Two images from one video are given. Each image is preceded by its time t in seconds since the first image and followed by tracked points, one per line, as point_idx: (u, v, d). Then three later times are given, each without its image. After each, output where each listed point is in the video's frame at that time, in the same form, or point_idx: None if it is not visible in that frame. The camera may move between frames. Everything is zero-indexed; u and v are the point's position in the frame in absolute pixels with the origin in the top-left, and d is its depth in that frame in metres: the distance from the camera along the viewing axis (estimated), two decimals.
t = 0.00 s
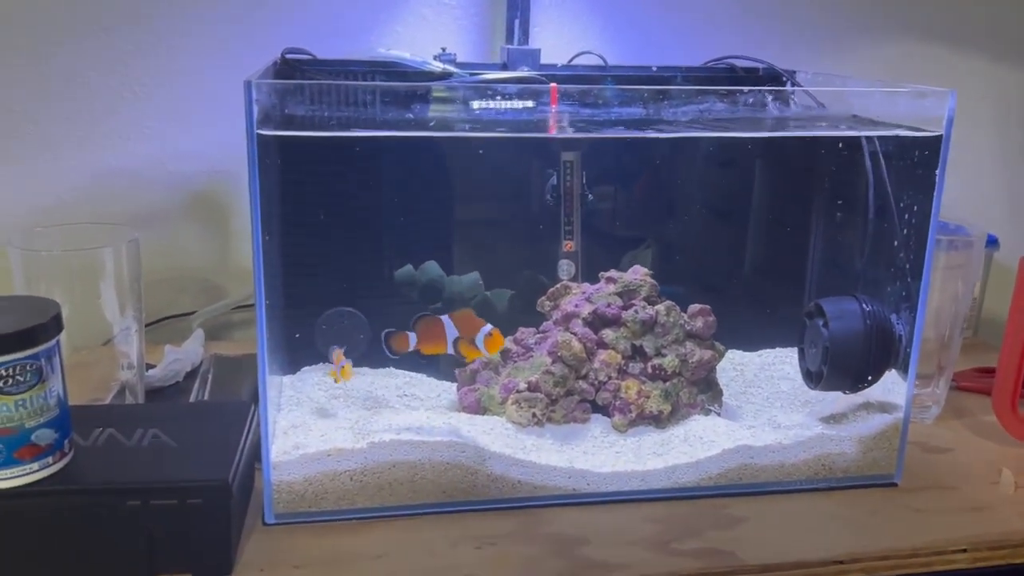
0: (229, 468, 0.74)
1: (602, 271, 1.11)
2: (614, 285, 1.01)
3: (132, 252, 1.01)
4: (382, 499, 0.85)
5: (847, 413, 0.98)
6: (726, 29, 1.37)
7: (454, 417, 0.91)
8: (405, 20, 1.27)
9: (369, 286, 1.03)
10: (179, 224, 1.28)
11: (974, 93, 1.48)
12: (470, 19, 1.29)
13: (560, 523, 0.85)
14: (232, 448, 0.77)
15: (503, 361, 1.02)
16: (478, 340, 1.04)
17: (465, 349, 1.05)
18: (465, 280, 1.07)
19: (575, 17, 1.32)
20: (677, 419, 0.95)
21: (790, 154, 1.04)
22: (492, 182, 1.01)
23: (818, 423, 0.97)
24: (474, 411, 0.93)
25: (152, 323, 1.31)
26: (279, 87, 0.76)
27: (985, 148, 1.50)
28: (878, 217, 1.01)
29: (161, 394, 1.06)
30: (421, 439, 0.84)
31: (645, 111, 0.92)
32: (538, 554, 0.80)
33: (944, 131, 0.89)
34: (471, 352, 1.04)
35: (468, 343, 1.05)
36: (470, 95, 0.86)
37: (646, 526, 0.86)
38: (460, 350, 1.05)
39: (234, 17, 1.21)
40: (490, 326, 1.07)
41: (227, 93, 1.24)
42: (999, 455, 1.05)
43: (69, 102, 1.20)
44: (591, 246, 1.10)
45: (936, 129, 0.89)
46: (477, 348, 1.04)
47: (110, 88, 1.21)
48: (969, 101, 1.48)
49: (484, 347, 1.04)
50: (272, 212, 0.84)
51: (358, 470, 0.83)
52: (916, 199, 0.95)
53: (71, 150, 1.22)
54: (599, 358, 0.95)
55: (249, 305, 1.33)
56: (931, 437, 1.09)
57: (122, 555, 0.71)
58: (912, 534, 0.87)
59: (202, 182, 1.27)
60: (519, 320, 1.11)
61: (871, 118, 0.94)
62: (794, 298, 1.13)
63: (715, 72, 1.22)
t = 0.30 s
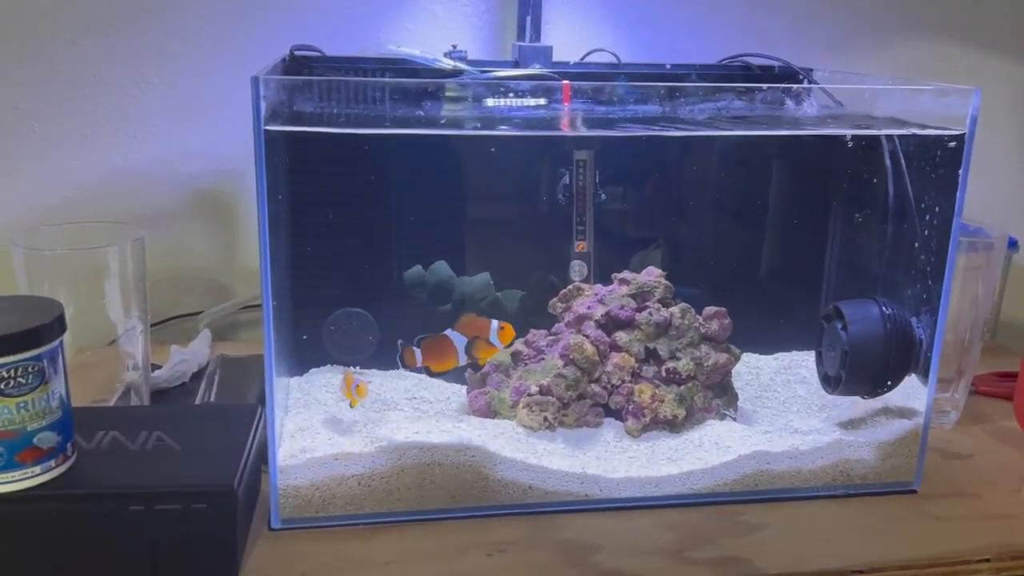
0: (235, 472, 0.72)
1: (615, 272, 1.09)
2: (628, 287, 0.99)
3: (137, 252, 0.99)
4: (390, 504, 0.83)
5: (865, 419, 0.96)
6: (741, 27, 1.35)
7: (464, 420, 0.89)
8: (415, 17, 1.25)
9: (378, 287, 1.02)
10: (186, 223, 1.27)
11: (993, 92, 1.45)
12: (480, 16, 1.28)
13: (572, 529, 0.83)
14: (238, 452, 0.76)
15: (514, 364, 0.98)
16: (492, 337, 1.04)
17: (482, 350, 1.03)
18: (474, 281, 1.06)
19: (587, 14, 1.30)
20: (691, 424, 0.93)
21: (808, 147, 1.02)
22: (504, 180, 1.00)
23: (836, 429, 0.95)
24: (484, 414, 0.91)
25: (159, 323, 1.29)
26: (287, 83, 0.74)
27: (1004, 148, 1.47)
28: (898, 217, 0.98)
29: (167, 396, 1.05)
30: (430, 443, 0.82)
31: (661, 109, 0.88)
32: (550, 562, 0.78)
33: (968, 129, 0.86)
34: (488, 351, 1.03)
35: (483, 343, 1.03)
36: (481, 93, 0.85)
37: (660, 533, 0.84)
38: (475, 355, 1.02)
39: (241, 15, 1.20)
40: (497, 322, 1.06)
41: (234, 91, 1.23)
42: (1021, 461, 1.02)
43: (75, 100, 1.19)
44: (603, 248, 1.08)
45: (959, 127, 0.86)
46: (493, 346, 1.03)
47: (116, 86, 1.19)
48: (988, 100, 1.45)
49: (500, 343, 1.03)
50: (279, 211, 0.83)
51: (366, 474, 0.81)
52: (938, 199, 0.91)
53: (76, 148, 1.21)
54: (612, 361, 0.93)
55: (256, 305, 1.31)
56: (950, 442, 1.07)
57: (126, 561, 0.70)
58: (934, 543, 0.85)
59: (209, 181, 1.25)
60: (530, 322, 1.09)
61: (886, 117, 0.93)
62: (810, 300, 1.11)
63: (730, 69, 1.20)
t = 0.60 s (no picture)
0: (235, 483, 0.70)
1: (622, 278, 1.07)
2: (638, 293, 0.96)
3: (137, 256, 0.97)
4: (393, 515, 0.81)
5: (880, 429, 0.93)
6: (753, 28, 1.33)
7: (469, 429, 0.87)
8: (421, 16, 1.23)
9: (382, 292, 1.00)
10: (188, 225, 1.25)
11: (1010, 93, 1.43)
12: (487, 16, 1.26)
13: (579, 542, 0.82)
14: (238, 462, 0.74)
15: (519, 371, 0.98)
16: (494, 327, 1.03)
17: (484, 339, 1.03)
18: (480, 286, 1.03)
19: (596, 14, 1.28)
20: (701, 434, 0.91)
21: (821, 153, 0.99)
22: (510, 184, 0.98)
23: (850, 440, 0.92)
24: (490, 424, 0.89)
25: (160, 328, 1.29)
26: (290, 86, 0.73)
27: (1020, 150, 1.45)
28: (912, 224, 0.97)
29: (167, 402, 1.03)
30: (434, 453, 0.80)
31: (672, 113, 0.87)
32: None
33: (989, 134, 0.85)
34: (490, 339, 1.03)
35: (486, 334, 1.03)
36: (487, 95, 0.83)
37: (669, 547, 0.82)
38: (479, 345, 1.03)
39: (244, 15, 1.18)
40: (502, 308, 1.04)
41: (238, 92, 1.21)
42: None
43: (77, 101, 1.18)
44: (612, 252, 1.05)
45: (980, 132, 0.86)
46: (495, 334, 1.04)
47: (117, 86, 1.18)
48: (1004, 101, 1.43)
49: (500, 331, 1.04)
50: (281, 216, 0.81)
51: (370, 485, 0.79)
52: (958, 205, 0.91)
53: (77, 149, 1.19)
54: (621, 369, 0.91)
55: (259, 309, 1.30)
56: (966, 452, 1.05)
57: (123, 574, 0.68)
58: (950, 558, 0.83)
59: (211, 183, 1.24)
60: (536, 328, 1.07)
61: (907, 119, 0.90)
62: (823, 306, 1.09)
63: (741, 70, 1.18)
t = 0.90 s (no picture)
0: (240, 487, 0.69)
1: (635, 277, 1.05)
2: (652, 294, 0.95)
3: (141, 254, 0.95)
4: (401, 519, 0.79)
5: (899, 432, 0.92)
6: (767, 23, 1.31)
7: (480, 432, 0.85)
8: (431, 11, 1.22)
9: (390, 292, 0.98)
10: (194, 223, 1.24)
11: None
12: (497, 11, 1.24)
13: (591, 548, 0.80)
14: (244, 465, 0.72)
15: (531, 373, 0.96)
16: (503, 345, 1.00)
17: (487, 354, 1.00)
18: (490, 285, 1.02)
19: (608, 9, 1.26)
20: (717, 437, 0.89)
21: (838, 153, 0.99)
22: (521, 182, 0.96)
23: (868, 443, 0.90)
24: (500, 426, 0.87)
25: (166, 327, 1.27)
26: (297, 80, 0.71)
27: None
28: (933, 221, 0.94)
29: (173, 402, 1.02)
30: (443, 456, 0.79)
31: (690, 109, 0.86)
32: None
33: (1013, 132, 0.81)
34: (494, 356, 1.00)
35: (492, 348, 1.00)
36: (499, 89, 0.80)
37: (684, 553, 0.80)
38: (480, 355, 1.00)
39: (250, 10, 1.17)
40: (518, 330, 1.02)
41: (243, 88, 1.19)
42: None
43: (81, 97, 1.16)
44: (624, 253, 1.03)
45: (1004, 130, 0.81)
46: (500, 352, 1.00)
47: (122, 82, 1.16)
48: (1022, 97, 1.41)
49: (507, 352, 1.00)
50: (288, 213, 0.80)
51: (377, 488, 0.77)
52: (980, 203, 0.87)
53: (81, 146, 1.18)
54: (634, 371, 0.89)
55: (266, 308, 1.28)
56: (987, 457, 1.02)
57: None
58: (973, 566, 0.81)
59: (217, 181, 1.22)
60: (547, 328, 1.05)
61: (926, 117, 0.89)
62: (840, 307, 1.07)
63: (756, 66, 1.16)
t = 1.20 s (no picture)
0: (245, 483, 0.68)
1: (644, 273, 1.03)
2: (662, 289, 0.93)
3: (145, 248, 0.94)
4: (407, 517, 0.78)
5: (913, 431, 0.90)
6: (778, 16, 1.30)
7: (487, 428, 0.84)
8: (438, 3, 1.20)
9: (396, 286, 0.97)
10: (199, 217, 1.23)
11: None
12: (505, 3, 1.23)
13: (601, 546, 0.78)
14: (249, 461, 0.71)
15: (539, 369, 0.95)
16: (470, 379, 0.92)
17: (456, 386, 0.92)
18: (498, 280, 1.01)
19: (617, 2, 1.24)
20: (728, 435, 0.88)
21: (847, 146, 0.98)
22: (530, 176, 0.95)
23: (882, 442, 0.89)
24: (508, 422, 0.86)
25: (171, 322, 1.26)
26: (303, 71, 0.70)
27: None
28: (949, 216, 0.92)
29: (177, 398, 1.01)
30: (451, 453, 0.78)
31: (702, 100, 0.84)
32: None
33: None
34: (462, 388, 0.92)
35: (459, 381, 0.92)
36: (508, 81, 0.79)
37: (694, 552, 0.78)
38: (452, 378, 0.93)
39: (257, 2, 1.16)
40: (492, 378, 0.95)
41: (249, 81, 1.18)
42: None
43: (86, 90, 1.15)
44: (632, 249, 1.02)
45: None
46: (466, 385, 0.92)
47: (127, 75, 1.15)
48: None
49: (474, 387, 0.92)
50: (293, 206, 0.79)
51: (383, 485, 0.76)
52: (997, 198, 0.85)
53: (86, 140, 1.17)
54: (644, 367, 0.88)
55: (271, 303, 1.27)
56: (1002, 456, 1.01)
57: None
58: (990, 567, 0.79)
59: (222, 175, 1.21)
60: (555, 324, 1.03)
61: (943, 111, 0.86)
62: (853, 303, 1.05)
63: (768, 60, 1.15)
